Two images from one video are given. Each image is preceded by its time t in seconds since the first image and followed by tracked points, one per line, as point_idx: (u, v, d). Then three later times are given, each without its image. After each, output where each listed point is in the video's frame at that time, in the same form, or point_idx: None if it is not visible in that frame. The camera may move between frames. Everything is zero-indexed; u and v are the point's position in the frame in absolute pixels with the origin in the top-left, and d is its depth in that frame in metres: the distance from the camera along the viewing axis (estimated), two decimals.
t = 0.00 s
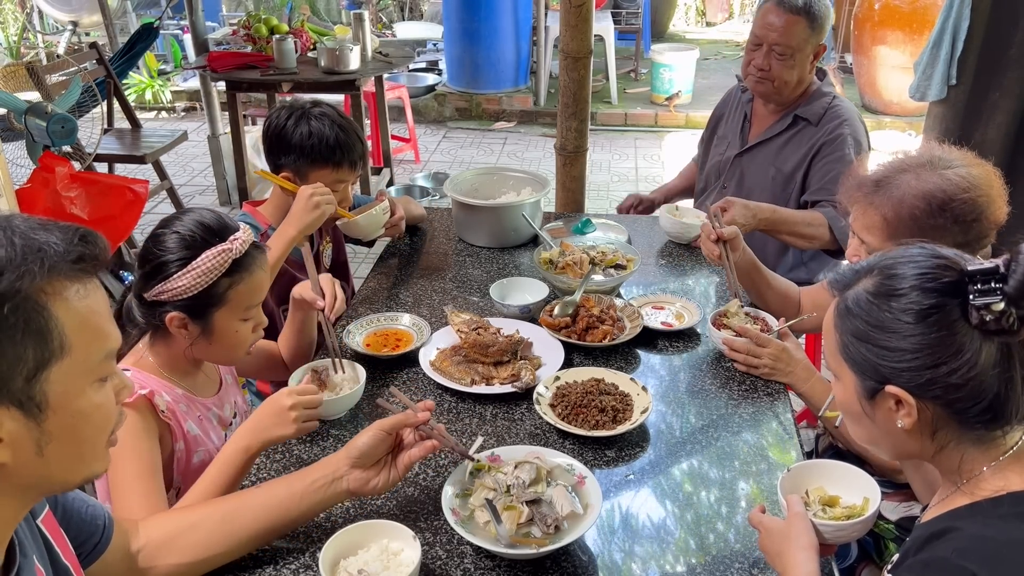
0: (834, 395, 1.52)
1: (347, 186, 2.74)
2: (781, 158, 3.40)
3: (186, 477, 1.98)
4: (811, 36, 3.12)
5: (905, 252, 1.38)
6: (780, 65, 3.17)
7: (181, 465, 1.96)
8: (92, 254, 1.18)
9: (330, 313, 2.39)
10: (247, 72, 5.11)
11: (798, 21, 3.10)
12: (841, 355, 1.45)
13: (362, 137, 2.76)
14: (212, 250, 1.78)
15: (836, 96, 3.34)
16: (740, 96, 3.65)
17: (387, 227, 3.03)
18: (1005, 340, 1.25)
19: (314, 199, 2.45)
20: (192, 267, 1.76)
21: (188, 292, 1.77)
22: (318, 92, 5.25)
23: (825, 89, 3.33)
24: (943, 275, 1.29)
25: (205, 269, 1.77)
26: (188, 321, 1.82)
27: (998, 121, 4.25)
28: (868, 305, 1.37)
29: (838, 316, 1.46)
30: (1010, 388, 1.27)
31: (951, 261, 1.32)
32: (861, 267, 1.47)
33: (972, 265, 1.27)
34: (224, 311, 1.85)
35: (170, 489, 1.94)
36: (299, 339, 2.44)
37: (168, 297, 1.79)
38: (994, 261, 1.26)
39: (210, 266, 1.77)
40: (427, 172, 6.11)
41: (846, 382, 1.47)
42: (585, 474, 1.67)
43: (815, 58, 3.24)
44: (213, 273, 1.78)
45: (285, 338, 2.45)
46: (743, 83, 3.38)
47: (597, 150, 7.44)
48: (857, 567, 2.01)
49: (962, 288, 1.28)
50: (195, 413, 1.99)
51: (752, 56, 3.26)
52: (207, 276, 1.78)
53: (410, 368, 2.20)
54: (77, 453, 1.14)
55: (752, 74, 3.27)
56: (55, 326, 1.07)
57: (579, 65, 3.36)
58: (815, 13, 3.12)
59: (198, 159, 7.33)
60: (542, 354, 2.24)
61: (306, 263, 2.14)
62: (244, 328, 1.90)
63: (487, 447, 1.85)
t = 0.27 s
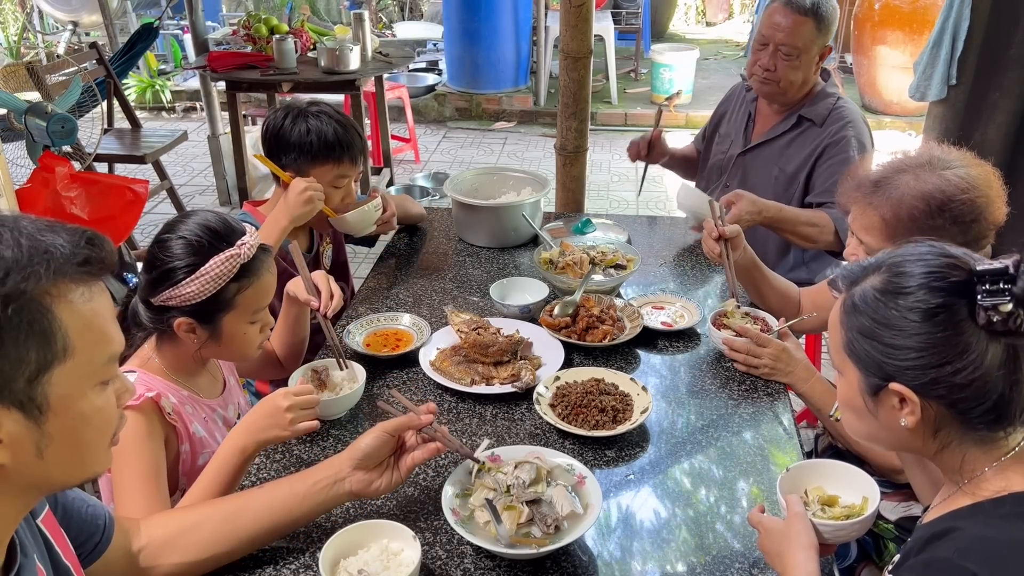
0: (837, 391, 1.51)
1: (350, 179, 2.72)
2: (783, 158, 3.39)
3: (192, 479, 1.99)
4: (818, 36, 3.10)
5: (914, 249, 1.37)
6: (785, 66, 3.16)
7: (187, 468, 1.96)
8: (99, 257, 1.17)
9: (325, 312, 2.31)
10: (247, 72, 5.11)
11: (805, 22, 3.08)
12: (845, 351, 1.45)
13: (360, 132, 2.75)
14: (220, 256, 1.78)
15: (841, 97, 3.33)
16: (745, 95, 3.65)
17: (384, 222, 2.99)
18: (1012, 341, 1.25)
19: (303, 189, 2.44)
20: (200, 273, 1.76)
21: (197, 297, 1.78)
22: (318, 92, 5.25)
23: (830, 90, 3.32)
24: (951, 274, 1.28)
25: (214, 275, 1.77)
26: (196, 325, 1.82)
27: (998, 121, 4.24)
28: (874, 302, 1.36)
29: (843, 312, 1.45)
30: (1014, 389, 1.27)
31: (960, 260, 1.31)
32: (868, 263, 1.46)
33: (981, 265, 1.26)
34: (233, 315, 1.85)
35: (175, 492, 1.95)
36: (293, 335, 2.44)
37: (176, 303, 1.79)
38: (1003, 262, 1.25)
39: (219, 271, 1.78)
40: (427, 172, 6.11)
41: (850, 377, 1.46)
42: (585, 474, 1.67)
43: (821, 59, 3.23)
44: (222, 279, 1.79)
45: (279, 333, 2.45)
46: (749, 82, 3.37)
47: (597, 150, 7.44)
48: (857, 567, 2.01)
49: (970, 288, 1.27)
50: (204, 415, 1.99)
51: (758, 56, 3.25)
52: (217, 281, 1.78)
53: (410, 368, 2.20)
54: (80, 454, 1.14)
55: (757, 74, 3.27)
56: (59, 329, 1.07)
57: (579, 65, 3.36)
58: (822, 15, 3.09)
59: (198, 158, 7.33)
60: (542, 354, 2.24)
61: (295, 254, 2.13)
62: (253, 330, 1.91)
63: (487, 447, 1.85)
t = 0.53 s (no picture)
0: (839, 388, 1.51)
1: (354, 185, 2.73)
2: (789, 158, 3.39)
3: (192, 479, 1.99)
4: (821, 39, 3.10)
5: (921, 248, 1.36)
6: (789, 69, 3.16)
7: (188, 468, 1.96)
8: (95, 254, 1.17)
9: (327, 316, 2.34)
10: (247, 72, 5.11)
11: (807, 25, 3.07)
12: (849, 348, 1.44)
13: (365, 136, 2.75)
14: (225, 261, 1.79)
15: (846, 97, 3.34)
16: (747, 94, 3.63)
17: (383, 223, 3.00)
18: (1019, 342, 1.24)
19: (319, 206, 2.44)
20: (205, 278, 1.76)
21: (201, 302, 1.78)
22: (318, 92, 5.25)
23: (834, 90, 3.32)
24: (959, 274, 1.27)
25: (219, 280, 1.77)
26: (199, 328, 1.83)
27: (998, 121, 4.25)
28: (880, 300, 1.35)
29: (849, 309, 1.44)
30: (1018, 389, 1.26)
31: (967, 259, 1.30)
32: (875, 260, 1.45)
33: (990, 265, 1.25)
34: (237, 317, 1.86)
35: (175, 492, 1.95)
36: (292, 334, 2.44)
37: (181, 307, 1.79)
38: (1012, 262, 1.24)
39: (224, 277, 1.78)
40: (427, 172, 6.11)
41: (852, 375, 1.46)
42: (585, 474, 1.67)
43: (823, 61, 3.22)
44: (227, 283, 1.79)
45: (279, 332, 2.45)
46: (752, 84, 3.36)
47: (597, 150, 7.44)
48: (857, 567, 2.01)
49: (977, 288, 1.26)
50: (201, 416, 1.99)
51: (761, 59, 3.24)
52: (221, 286, 1.78)
53: (410, 368, 2.20)
54: (78, 453, 1.14)
55: (761, 77, 3.26)
56: (56, 327, 1.07)
57: (579, 65, 3.36)
58: (824, 17, 3.08)
59: (198, 158, 7.33)
60: (542, 354, 2.24)
61: (298, 258, 2.12)
62: (255, 332, 1.91)
63: (487, 447, 1.85)
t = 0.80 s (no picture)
0: (840, 386, 1.51)
1: (354, 182, 2.74)
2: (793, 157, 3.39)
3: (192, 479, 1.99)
4: (821, 43, 3.08)
5: (928, 247, 1.35)
6: (790, 73, 3.17)
7: (187, 468, 1.96)
8: (101, 254, 1.18)
9: (327, 318, 2.30)
10: (247, 72, 5.11)
11: (805, 29, 3.06)
12: (852, 346, 1.44)
13: (364, 133, 2.75)
14: (227, 263, 1.79)
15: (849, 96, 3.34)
16: (749, 93, 3.63)
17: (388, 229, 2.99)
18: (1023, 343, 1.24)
19: (309, 193, 2.46)
20: (207, 280, 1.76)
21: (204, 304, 1.78)
22: (319, 92, 5.25)
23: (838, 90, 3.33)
24: (965, 274, 1.27)
25: (221, 283, 1.78)
26: (201, 329, 1.83)
27: (998, 121, 4.25)
28: (885, 297, 1.35)
29: (853, 306, 1.44)
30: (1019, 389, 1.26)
31: (974, 259, 1.30)
32: (881, 258, 1.45)
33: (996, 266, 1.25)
34: (238, 319, 1.86)
35: (175, 492, 1.95)
36: (292, 334, 2.44)
37: (183, 308, 1.79)
38: (1018, 263, 1.24)
39: (226, 279, 1.78)
40: (427, 172, 6.11)
41: (854, 373, 1.46)
42: (585, 474, 1.67)
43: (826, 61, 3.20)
44: (230, 286, 1.79)
45: (279, 333, 2.44)
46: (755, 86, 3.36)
47: (597, 150, 7.44)
48: (857, 567, 2.01)
49: (983, 288, 1.26)
50: (201, 417, 1.99)
51: (762, 62, 3.24)
52: (224, 288, 1.79)
53: (410, 368, 2.20)
54: (83, 452, 1.14)
55: (762, 80, 3.27)
56: (61, 326, 1.08)
57: (579, 65, 3.36)
58: (823, 20, 3.06)
59: (198, 158, 7.33)
60: (542, 354, 2.24)
61: (300, 258, 2.11)
62: (256, 334, 1.91)
63: (487, 447, 1.85)
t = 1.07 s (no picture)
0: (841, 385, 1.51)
1: (358, 181, 2.73)
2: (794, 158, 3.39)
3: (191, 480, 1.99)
4: (821, 46, 3.08)
5: (930, 246, 1.35)
6: (790, 76, 3.16)
7: (186, 469, 1.96)
8: (98, 253, 1.17)
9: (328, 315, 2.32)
10: (247, 72, 5.11)
11: (805, 33, 3.04)
12: (853, 344, 1.43)
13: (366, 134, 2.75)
14: (229, 264, 1.79)
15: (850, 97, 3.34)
16: (750, 93, 3.62)
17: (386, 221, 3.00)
18: None
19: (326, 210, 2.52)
20: (209, 281, 1.76)
21: (205, 305, 1.78)
22: (319, 92, 5.24)
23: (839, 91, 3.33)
24: (967, 273, 1.27)
25: (223, 283, 1.77)
26: (201, 330, 1.83)
27: (998, 121, 4.25)
28: (886, 296, 1.35)
29: (854, 305, 1.43)
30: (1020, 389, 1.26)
31: (975, 258, 1.29)
32: (882, 257, 1.44)
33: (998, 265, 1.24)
34: (239, 320, 1.85)
35: (174, 493, 1.95)
36: (291, 334, 2.44)
37: (184, 309, 1.79)
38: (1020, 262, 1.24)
39: (228, 280, 1.78)
40: (427, 172, 6.11)
41: (855, 372, 1.45)
42: (585, 474, 1.67)
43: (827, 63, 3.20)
44: (231, 287, 1.79)
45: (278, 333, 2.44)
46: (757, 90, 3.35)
47: (597, 150, 7.44)
48: (857, 567, 2.00)
49: (985, 287, 1.26)
50: (200, 418, 1.99)
51: (762, 66, 3.24)
52: (225, 289, 1.78)
53: (410, 368, 2.20)
54: (81, 451, 1.14)
55: (763, 84, 3.27)
56: (58, 325, 1.07)
57: (579, 65, 3.36)
58: (823, 24, 3.04)
59: (198, 158, 7.33)
60: (542, 354, 2.24)
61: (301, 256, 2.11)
62: (256, 335, 1.90)
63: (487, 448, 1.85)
